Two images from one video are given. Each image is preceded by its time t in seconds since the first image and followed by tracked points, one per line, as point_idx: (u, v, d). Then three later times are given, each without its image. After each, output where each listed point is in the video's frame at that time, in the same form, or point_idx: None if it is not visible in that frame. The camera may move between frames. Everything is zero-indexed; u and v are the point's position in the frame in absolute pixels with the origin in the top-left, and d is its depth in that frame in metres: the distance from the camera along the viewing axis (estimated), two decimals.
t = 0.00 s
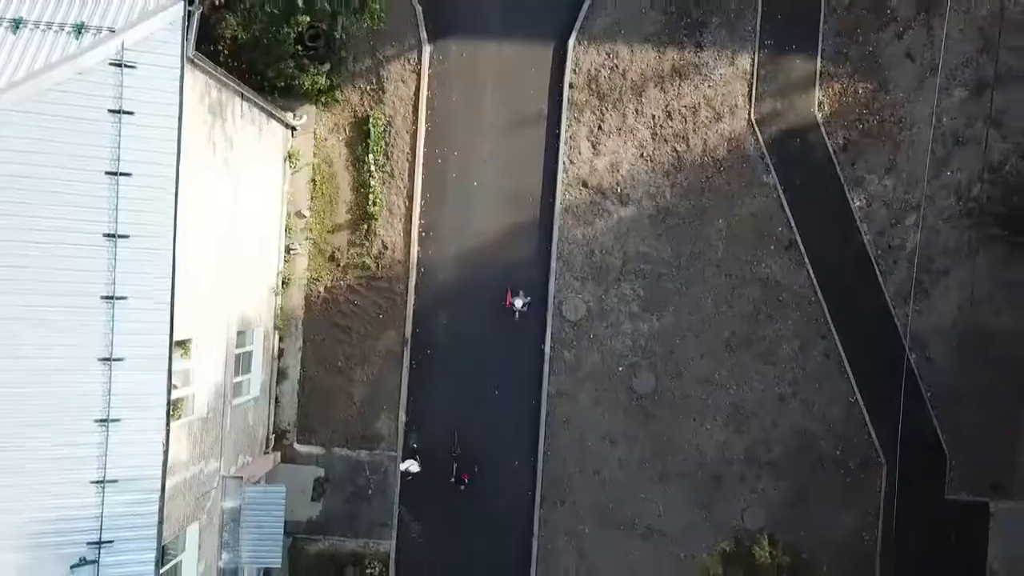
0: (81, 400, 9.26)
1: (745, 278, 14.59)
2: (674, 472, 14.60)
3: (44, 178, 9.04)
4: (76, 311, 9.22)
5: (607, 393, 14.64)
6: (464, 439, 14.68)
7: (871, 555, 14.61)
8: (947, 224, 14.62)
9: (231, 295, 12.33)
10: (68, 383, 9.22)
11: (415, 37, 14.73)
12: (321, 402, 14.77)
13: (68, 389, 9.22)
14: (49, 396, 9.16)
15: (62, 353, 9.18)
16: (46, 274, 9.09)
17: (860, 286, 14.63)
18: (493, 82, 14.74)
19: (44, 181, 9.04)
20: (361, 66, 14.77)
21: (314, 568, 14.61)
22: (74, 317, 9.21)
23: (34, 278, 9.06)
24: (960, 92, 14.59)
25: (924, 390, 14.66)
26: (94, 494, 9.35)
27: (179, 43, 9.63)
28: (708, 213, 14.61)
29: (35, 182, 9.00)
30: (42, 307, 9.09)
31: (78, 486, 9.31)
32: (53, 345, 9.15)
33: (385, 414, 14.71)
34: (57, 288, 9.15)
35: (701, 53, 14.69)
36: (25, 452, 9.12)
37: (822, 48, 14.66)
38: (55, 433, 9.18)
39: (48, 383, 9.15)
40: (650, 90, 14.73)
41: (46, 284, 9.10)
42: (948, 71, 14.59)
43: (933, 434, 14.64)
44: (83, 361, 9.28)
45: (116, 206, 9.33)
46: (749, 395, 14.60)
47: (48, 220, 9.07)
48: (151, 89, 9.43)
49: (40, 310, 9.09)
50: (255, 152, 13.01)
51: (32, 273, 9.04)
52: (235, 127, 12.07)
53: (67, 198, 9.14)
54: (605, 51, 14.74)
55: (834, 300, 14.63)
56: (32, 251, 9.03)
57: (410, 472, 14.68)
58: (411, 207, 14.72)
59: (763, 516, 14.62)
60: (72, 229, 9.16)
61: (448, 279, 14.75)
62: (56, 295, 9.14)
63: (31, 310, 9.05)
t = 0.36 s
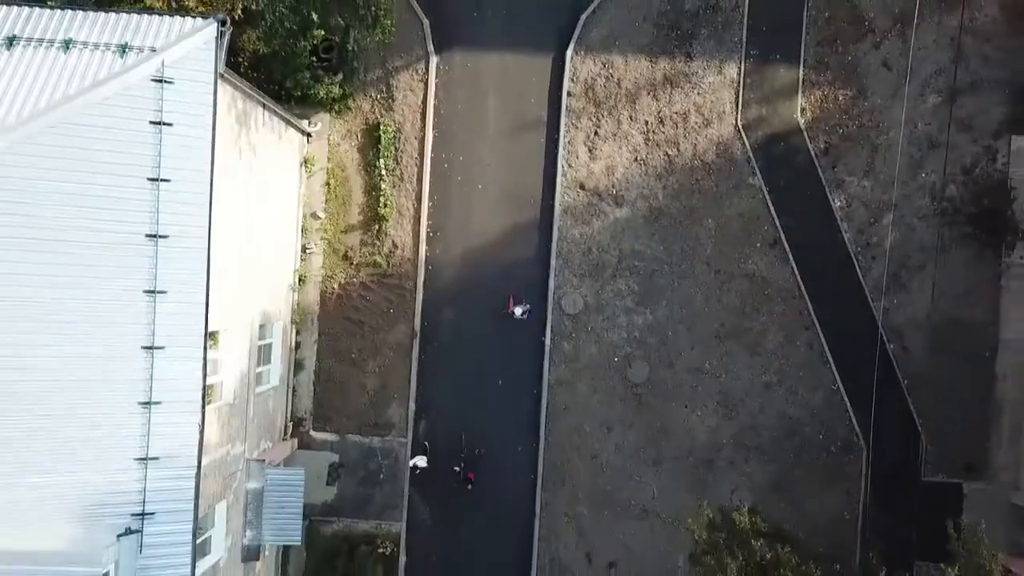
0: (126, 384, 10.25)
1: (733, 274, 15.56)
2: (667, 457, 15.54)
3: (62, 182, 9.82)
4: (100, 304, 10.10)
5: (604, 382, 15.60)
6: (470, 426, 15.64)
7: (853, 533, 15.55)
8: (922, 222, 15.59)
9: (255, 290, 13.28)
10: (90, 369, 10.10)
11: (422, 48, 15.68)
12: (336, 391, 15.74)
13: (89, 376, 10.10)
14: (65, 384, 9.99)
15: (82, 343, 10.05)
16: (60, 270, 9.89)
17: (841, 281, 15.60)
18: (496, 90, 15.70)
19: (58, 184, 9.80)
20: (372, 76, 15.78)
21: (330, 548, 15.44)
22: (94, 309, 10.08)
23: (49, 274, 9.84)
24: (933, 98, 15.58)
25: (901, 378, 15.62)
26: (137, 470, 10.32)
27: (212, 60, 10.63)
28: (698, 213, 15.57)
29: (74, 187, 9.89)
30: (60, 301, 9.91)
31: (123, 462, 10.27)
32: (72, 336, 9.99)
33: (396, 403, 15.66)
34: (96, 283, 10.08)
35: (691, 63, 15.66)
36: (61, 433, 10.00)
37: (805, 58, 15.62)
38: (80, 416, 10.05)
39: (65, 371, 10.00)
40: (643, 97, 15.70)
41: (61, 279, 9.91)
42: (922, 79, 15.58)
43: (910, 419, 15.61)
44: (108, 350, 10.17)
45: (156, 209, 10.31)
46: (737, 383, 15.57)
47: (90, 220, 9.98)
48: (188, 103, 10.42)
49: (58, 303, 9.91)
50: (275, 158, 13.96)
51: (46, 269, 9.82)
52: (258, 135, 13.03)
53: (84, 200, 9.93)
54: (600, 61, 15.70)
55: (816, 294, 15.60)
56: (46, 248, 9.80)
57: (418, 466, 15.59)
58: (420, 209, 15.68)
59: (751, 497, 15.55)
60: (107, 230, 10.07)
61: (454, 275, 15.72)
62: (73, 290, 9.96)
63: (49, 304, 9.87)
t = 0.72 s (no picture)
0: (163, 373, 11.23)
1: (723, 269, 16.53)
2: (662, 441, 16.50)
3: (91, 188, 10.72)
4: (127, 299, 11.01)
5: (603, 372, 16.56)
6: (477, 413, 16.61)
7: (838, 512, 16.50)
8: (901, 219, 16.56)
9: (276, 287, 14.21)
10: (118, 359, 11.00)
11: (429, 59, 16.63)
12: (350, 383, 16.69)
13: (115, 366, 10.98)
14: (90, 374, 10.88)
15: (109, 335, 10.94)
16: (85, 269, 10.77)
17: (825, 275, 16.57)
18: (498, 97, 16.66)
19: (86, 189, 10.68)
20: (382, 85, 16.69)
21: (346, 530, 16.46)
22: (123, 304, 10.99)
23: (74, 273, 10.71)
24: (910, 102, 16.56)
25: (882, 366, 16.60)
26: (175, 452, 11.30)
27: (239, 75, 11.64)
28: (690, 212, 16.54)
29: (115, 192, 10.86)
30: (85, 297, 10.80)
31: (162, 444, 11.24)
32: (98, 329, 10.89)
33: (406, 394, 16.62)
34: (126, 280, 11.01)
35: (682, 70, 16.62)
36: (91, 418, 10.89)
37: (789, 65, 16.58)
38: (107, 402, 10.95)
39: (90, 361, 10.88)
40: (637, 103, 16.66)
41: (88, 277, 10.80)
42: (900, 84, 16.56)
43: (891, 404, 16.59)
44: (136, 341, 11.08)
45: (191, 213, 11.30)
46: (728, 372, 16.53)
47: (120, 223, 10.91)
48: (219, 115, 11.45)
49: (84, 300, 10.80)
50: (293, 163, 14.91)
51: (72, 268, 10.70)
52: (277, 142, 13.98)
53: (110, 204, 10.83)
54: (597, 69, 16.65)
55: (802, 287, 16.57)
56: (73, 248, 10.69)
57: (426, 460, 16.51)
58: (427, 209, 16.64)
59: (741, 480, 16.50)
60: (145, 231, 11.07)
61: (461, 272, 16.68)
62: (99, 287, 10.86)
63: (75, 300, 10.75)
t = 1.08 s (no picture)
0: (197, 366, 12.18)
1: (714, 263, 17.50)
2: (659, 427, 17.46)
3: (122, 198, 11.64)
4: (156, 299, 11.93)
5: (602, 363, 17.53)
6: (483, 403, 17.59)
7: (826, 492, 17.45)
8: (881, 214, 17.56)
9: (294, 287, 15.16)
10: (152, 355, 11.93)
11: (433, 69, 17.58)
12: (363, 377, 17.65)
13: (144, 362, 11.87)
14: (121, 369, 11.75)
15: (138, 333, 11.83)
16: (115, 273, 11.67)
17: (810, 268, 17.55)
18: (499, 104, 17.63)
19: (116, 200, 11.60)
20: (389, 95, 17.64)
21: (361, 516, 17.40)
22: (152, 304, 11.91)
23: (103, 277, 11.60)
24: (888, 104, 17.55)
25: (865, 353, 17.60)
26: (207, 439, 12.23)
27: (262, 91, 12.62)
28: (681, 210, 17.51)
29: (149, 200, 11.82)
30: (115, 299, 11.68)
31: (195, 433, 12.17)
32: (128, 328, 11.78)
33: (416, 386, 17.58)
34: (155, 282, 11.93)
35: (672, 77, 17.59)
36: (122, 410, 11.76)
37: (774, 70, 17.55)
38: (139, 395, 11.85)
39: (121, 358, 11.75)
40: (630, 108, 17.63)
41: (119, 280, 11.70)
42: (878, 86, 17.54)
43: (874, 389, 17.58)
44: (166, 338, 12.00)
45: (219, 218, 12.27)
46: (720, 361, 17.50)
47: (153, 229, 11.87)
48: (245, 129, 12.45)
49: (113, 301, 11.68)
50: (308, 170, 15.87)
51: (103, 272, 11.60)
52: (294, 151, 14.95)
53: (138, 213, 11.76)
54: (591, 77, 17.62)
55: (788, 279, 17.55)
56: (103, 253, 11.59)
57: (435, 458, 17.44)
58: (434, 212, 17.60)
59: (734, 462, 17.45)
60: (178, 236, 12.03)
61: (466, 271, 17.65)
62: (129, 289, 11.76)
63: (105, 302, 11.62)
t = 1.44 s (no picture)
0: (225, 366, 13.11)
1: (705, 257, 18.47)
2: (658, 413, 18.43)
3: (149, 213, 12.62)
4: (184, 305, 12.85)
5: (602, 354, 18.49)
6: (491, 396, 18.54)
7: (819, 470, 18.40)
8: (862, 205, 18.55)
9: (312, 290, 16.12)
10: (184, 357, 12.84)
11: (434, 80, 18.55)
12: (376, 374, 18.61)
13: (175, 363, 12.78)
14: (153, 370, 12.66)
15: (168, 337, 12.75)
16: (144, 282, 12.61)
17: (797, 257, 18.52)
18: (498, 112, 18.60)
19: (144, 216, 12.59)
20: (393, 106, 18.60)
21: (379, 506, 18.34)
22: (183, 310, 12.85)
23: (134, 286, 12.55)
24: (865, 100, 18.54)
25: (852, 337, 18.57)
26: (238, 433, 13.15)
27: (279, 110, 13.60)
28: (673, 207, 18.48)
29: (177, 213, 12.80)
30: (145, 306, 12.62)
31: (226, 428, 13.10)
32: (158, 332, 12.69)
33: (427, 381, 18.53)
34: (184, 290, 12.86)
35: (661, 81, 18.57)
36: (155, 409, 12.66)
37: (757, 72, 18.52)
38: (173, 394, 12.76)
39: (154, 360, 12.67)
40: (621, 112, 18.60)
41: (149, 289, 12.63)
42: (856, 84, 18.54)
43: (861, 370, 18.55)
44: (195, 341, 12.92)
45: (243, 229, 13.22)
46: (714, 348, 18.46)
47: (182, 240, 12.84)
48: (264, 145, 13.42)
49: (144, 308, 12.62)
50: (320, 180, 16.84)
51: (133, 281, 12.55)
52: (307, 163, 15.91)
53: (165, 227, 12.73)
54: (584, 84, 18.59)
55: (777, 269, 18.51)
56: (134, 264, 12.55)
57: (449, 461, 18.35)
58: (439, 216, 18.57)
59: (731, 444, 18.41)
60: (205, 246, 12.99)
61: (471, 270, 18.62)
62: (159, 296, 12.69)
63: (136, 309, 12.56)
